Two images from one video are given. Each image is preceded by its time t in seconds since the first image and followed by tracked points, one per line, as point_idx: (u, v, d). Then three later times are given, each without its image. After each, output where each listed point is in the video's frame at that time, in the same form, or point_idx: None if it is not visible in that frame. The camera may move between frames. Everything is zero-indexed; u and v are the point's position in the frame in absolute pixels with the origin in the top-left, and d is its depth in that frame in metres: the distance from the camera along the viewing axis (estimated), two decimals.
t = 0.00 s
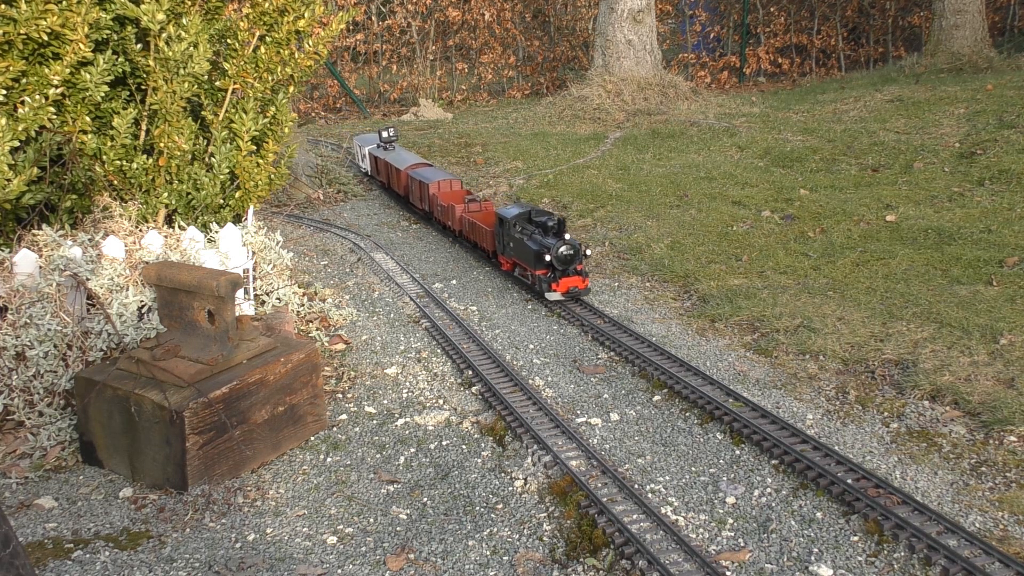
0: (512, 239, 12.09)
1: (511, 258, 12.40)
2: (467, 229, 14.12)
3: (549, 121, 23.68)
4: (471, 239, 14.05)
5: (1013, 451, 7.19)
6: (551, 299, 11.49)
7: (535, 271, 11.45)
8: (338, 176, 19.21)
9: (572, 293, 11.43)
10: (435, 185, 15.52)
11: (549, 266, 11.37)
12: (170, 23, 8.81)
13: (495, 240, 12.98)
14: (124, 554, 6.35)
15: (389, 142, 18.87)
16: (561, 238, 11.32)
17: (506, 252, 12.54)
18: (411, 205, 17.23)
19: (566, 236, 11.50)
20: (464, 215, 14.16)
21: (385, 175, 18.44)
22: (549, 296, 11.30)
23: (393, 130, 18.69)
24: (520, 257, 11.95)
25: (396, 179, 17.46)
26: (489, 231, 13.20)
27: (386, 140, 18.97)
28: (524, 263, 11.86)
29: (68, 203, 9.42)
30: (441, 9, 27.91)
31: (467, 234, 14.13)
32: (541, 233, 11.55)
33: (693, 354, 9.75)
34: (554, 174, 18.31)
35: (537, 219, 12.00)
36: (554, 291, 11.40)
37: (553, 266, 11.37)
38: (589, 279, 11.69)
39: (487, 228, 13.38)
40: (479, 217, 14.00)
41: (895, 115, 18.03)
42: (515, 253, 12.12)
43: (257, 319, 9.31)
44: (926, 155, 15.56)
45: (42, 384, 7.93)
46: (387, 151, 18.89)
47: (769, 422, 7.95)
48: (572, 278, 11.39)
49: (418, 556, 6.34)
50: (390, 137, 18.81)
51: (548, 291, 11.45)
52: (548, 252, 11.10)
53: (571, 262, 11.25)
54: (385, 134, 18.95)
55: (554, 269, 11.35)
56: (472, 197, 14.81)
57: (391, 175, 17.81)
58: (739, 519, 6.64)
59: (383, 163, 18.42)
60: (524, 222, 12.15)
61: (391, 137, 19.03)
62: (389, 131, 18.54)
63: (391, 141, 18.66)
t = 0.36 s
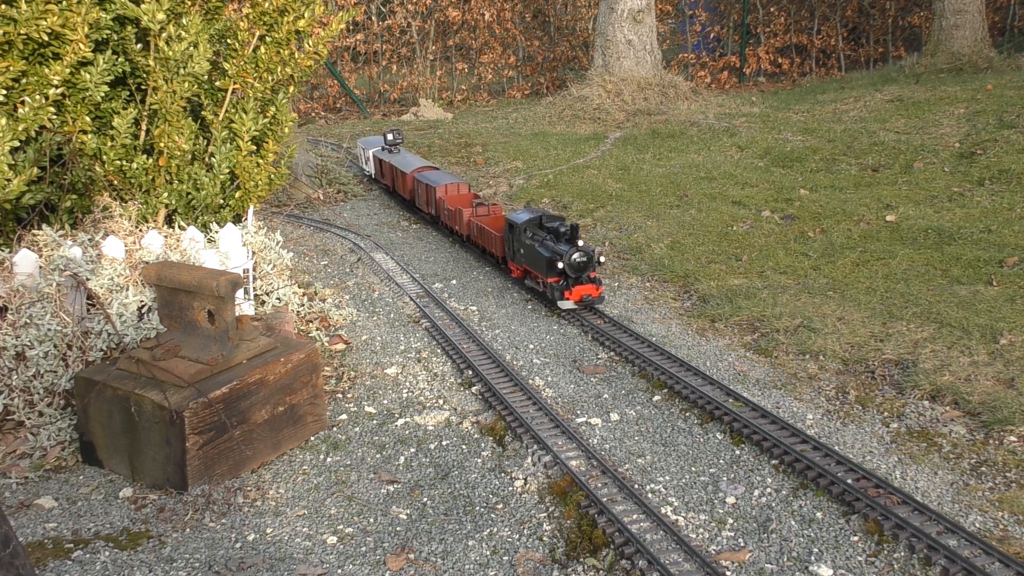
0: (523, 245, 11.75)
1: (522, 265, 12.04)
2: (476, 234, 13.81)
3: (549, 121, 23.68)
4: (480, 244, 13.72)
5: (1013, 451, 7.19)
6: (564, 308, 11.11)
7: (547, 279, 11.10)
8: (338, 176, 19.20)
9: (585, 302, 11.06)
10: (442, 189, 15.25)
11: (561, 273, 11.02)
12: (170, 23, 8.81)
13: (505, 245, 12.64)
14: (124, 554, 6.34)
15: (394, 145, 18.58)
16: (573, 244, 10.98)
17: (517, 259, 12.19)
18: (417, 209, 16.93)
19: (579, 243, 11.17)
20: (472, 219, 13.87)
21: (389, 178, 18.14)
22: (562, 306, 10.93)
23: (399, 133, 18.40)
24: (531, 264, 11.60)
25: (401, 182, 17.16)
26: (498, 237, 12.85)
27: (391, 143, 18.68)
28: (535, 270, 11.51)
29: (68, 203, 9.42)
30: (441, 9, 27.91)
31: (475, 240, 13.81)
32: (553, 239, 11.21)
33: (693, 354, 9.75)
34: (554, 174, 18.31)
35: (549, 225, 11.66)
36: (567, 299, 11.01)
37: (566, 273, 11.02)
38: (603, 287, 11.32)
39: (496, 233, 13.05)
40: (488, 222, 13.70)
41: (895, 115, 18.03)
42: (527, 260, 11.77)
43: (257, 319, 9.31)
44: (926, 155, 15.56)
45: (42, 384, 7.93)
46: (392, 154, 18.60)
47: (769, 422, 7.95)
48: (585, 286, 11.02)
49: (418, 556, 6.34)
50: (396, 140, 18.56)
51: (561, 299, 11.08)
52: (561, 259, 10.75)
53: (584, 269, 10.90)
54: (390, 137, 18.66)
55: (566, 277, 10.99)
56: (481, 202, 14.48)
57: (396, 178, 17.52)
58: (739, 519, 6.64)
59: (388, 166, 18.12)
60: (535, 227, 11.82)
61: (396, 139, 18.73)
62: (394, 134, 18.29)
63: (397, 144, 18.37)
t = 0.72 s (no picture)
0: (535, 251, 11.38)
1: (533, 272, 11.65)
2: (485, 239, 13.50)
3: (549, 121, 23.68)
4: (489, 249, 13.39)
5: (1013, 451, 7.19)
6: (577, 317, 10.68)
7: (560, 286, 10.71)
8: (338, 176, 19.20)
9: (599, 310, 10.62)
10: (449, 193, 14.99)
11: (574, 281, 10.57)
12: (170, 23, 8.81)
13: (516, 251, 12.24)
14: (124, 554, 6.35)
15: (399, 147, 18.15)
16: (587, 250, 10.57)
17: (528, 265, 11.80)
18: (424, 213, 16.61)
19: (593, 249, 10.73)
20: (481, 223, 13.56)
21: (394, 181, 17.76)
22: (575, 315, 10.49)
23: (405, 135, 17.96)
24: (544, 271, 11.22)
25: (407, 185, 16.81)
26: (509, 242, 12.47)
27: (396, 146, 18.22)
28: (548, 277, 11.13)
29: (68, 203, 9.42)
30: (441, 9, 27.91)
31: (484, 245, 13.49)
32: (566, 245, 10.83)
33: (693, 354, 9.75)
34: (553, 174, 18.31)
35: (562, 231, 11.29)
36: (580, 307, 10.55)
37: (579, 281, 10.57)
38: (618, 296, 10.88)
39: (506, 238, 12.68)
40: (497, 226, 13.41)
41: (895, 115, 18.03)
42: (539, 267, 11.38)
43: (257, 319, 9.31)
44: (926, 155, 15.56)
45: (42, 384, 7.93)
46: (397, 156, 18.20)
47: (769, 421, 7.96)
48: (599, 294, 10.57)
49: (418, 556, 6.34)
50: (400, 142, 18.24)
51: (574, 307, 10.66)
52: (575, 266, 10.35)
53: (598, 277, 10.48)
54: (395, 139, 18.20)
55: (579, 284, 10.54)
56: (490, 206, 14.12)
57: (402, 181, 17.16)
58: (739, 519, 6.64)
59: (393, 168, 17.73)
60: (547, 233, 11.46)
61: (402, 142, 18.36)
62: (400, 137, 17.99)
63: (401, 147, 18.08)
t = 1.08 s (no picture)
0: (546, 258, 11.16)
1: (545, 279, 11.45)
2: (494, 244, 13.21)
3: (549, 121, 23.67)
4: (498, 255, 13.13)
5: (1013, 451, 7.19)
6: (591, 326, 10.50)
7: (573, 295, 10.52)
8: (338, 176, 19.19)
9: (614, 319, 10.44)
10: (456, 197, 14.72)
11: (589, 289, 10.40)
12: (170, 23, 8.81)
13: (526, 258, 12.01)
14: (124, 554, 6.35)
15: (404, 150, 17.88)
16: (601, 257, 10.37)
17: (539, 272, 11.58)
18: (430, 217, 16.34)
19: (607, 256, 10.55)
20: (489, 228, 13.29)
21: (400, 185, 17.46)
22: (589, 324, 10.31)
23: (409, 137, 17.76)
24: (556, 279, 11.01)
25: (413, 189, 16.54)
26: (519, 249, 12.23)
27: (401, 148, 18.06)
28: (560, 285, 10.93)
29: (68, 203, 9.42)
30: (441, 9, 27.91)
31: (493, 250, 13.22)
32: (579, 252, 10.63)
33: (693, 354, 9.75)
34: (553, 174, 18.31)
35: (574, 237, 11.09)
36: (595, 316, 10.39)
37: (594, 289, 10.40)
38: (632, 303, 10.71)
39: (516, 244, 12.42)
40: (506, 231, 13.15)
41: (895, 115, 18.03)
42: (550, 274, 11.17)
43: (257, 319, 9.31)
44: (926, 155, 15.56)
45: (42, 384, 7.93)
46: (402, 159, 17.90)
47: (769, 421, 7.96)
48: (613, 302, 10.42)
49: (418, 556, 6.34)
50: (406, 145, 17.96)
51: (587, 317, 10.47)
52: (590, 274, 10.16)
53: (613, 284, 10.31)
54: (400, 142, 18.02)
55: (594, 292, 10.37)
56: (498, 210, 13.85)
57: (407, 185, 16.87)
58: (739, 519, 6.64)
59: (398, 172, 17.44)
60: (558, 239, 11.25)
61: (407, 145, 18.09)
62: (405, 139, 17.74)
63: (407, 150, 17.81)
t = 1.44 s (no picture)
0: (559, 265, 10.79)
1: (557, 287, 11.09)
2: (503, 249, 12.92)
3: (549, 121, 23.67)
4: (507, 260, 12.79)
5: (1013, 451, 7.19)
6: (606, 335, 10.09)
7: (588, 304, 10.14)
8: (338, 176, 19.18)
9: (630, 328, 10.04)
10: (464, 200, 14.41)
11: (604, 297, 10.04)
12: (170, 23, 8.81)
13: (538, 265, 11.62)
14: (124, 554, 6.35)
15: (409, 153, 17.65)
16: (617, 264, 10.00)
17: (551, 280, 11.20)
18: (437, 221, 16.07)
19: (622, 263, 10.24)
20: (498, 233, 12.99)
21: (405, 189, 17.19)
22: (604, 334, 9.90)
23: (415, 140, 17.58)
24: (569, 287, 10.64)
25: (419, 193, 16.29)
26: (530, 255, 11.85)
27: (406, 151, 17.89)
28: (574, 293, 10.55)
29: (68, 203, 9.42)
30: (441, 9, 27.91)
31: (502, 256, 12.91)
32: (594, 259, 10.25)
33: (693, 354, 9.75)
34: (553, 174, 18.31)
35: (588, 243, 10.73)
36: (610, 325, 9.99)
37: (609, 297, 10.05)
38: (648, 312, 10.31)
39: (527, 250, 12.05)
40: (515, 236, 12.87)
41: (895, 115, 18.03)
42: (563, 282, 10.79)
43: (257, 319, 9.31)
44: (926, 155, 15.56)
45: (42, 384, 7.93)
46: (407, 162, 17.64)
47: (769, 422, 7.96)
48: (630, 311, 10.00)
49: (418, 556, 6.34)
50: (411, 148, 17.71)
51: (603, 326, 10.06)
52: (606, 282, 9.78)
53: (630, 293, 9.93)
54: (405, 145, 17.85)
55: (610, 301, 10.02)
56: (507, 214, 13.49)
57: (413, 189, 16.60)
58: (739, 519, 6.64)
59: (403, 175, 17.16)
60: (571, 246, 10.89)
61: (412, 148, 17.83)
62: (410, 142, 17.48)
63: (412, 152, 17.55)
